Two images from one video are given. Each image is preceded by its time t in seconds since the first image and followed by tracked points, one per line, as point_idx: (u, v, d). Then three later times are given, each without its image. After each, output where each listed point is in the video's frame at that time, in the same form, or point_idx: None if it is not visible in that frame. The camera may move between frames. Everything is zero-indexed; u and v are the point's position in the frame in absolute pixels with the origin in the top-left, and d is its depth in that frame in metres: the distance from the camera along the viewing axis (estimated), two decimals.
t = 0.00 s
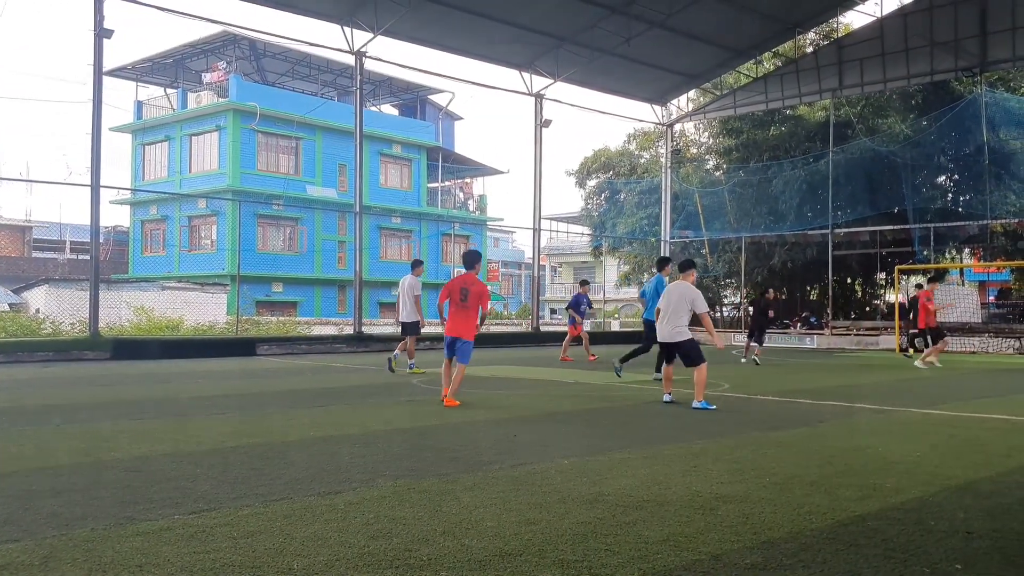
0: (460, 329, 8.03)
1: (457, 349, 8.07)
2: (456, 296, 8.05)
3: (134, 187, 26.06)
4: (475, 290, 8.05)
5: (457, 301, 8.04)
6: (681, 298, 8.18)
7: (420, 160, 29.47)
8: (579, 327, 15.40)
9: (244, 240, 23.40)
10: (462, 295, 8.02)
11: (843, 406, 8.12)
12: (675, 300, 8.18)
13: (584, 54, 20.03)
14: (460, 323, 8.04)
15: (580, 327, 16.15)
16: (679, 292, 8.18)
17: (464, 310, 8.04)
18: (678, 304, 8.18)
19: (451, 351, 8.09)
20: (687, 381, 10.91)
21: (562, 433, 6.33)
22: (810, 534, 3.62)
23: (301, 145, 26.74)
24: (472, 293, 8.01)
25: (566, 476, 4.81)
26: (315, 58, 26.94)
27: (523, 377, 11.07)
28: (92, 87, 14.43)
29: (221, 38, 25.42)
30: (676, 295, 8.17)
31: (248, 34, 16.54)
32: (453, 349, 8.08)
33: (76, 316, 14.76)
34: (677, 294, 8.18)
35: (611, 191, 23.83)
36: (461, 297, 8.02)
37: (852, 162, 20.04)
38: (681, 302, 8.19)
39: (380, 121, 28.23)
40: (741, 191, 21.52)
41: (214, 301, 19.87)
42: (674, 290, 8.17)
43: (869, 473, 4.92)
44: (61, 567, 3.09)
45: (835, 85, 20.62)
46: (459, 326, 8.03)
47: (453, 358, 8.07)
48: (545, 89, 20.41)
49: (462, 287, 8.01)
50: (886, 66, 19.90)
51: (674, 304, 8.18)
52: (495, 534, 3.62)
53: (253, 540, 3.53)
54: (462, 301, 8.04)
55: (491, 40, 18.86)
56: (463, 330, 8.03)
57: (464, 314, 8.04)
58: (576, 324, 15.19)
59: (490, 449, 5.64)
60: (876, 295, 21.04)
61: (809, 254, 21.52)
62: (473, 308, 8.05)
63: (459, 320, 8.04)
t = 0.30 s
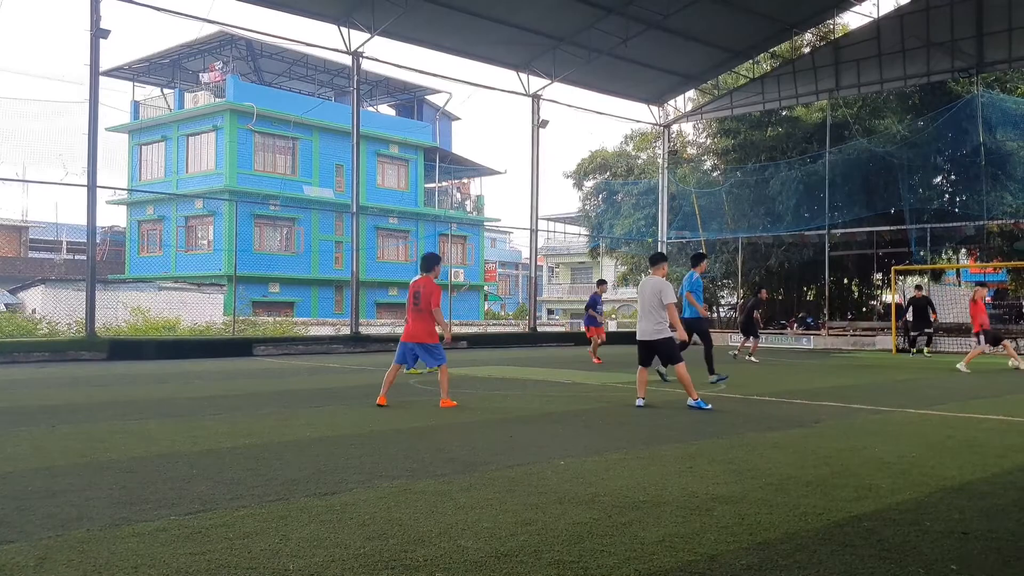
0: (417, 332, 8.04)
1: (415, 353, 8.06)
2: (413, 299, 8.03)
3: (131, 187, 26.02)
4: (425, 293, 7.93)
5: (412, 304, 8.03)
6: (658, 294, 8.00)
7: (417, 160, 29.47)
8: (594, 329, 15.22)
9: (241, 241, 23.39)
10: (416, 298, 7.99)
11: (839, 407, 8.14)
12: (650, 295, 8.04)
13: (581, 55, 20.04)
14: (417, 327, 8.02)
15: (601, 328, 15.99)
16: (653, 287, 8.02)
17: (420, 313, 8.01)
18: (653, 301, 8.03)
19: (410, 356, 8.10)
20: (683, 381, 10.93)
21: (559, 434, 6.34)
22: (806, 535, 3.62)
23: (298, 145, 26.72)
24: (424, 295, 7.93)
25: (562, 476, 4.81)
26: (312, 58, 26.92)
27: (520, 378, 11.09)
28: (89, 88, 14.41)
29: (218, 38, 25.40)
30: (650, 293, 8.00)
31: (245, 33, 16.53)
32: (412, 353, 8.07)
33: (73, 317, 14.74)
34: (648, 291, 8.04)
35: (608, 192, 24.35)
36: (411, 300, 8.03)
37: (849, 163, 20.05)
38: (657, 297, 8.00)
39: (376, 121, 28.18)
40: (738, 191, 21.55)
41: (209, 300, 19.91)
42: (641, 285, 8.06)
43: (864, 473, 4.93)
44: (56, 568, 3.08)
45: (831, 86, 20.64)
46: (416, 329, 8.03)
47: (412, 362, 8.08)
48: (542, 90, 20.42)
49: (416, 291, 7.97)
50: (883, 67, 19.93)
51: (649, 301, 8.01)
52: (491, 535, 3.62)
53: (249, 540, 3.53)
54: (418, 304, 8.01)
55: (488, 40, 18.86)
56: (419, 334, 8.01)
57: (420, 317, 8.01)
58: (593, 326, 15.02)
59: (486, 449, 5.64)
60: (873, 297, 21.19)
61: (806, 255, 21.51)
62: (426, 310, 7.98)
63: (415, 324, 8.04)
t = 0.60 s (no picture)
0: (387, 328, 8.04)
1: (387, 349, 8.04)
2: (378, 297, 8.08)
3: (122, 187, 25.93)
4: (393, 288, 8.04)
5: (379, 301, 8.08)
6: (628, 294, 7.83)
7: (409, 161, 29.45)
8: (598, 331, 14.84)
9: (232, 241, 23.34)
10: (383, 295, 8.05)
11: (831, 407, 8.17)
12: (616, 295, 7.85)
13: (573, 55, 20.04)
14: (386, 323, 8.04)
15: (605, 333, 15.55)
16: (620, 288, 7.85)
17: (388, 309, 8.05)
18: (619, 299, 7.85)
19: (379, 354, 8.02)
20: (676, 381, 10.97)
21: (552, 434, 6.34)
22: (798, 535, 3.63)
23: (290, 145, 26.66)
24: (392, 290, 8.04)
25: (554, 476, 4.81)
26: (304, 58, 26.88)
27: (513, 378, 11.11)
28: (80, 87, 14.35)
29: (210, 38, 25.34)
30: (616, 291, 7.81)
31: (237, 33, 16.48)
32: (383, 351, 8.04)
33: (63, 317, 14.67)
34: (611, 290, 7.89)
35: (600, 192, 24.10)
36: (377, 296, 8.08)
37: (841, 164, 20.13)
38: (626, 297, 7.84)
39: (368, 121, 28.13)
40: (730, 192, 21.58)
41: (200, 301, 19.81)
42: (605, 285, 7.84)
43: (856, 473, 4.93)
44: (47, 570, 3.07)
45: (822, 87, 20.69)
46: (385, 325, 8.03)
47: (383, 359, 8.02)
48: (534, 90, 20.42)
49: (383, 286, 8.03)
50: (874, 67, 19.99)
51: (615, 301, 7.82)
52: (483, 535, 3.62)
53: (240, 541, 3.52)
54: (386, 301, 8.07)
55: (481, 41, 18.86)
56: (390, 329, 8.03)
57: (389, 313, 8.05)
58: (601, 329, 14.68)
59: (479, 450, 5.64)
60: (863, 296, 20.60)
61: (797, 256, 21.50)
62: (395, 305, 8.07)
63: (382, 320, 8.04)
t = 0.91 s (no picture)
0: (373, 327, 8.04)
1: (373, 347, 8.03)
2: (360, 296, 8.07)
3: (113, 187, 25.86)
4: (379, 287, 8.06)
5: (363, 301, 8.07)
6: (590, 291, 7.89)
7: (401, 160, 29.42)
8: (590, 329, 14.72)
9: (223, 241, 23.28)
10: (368, 294, 8.05)
11: (821, 406, 8.20)
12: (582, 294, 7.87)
13: (565, 55, 20.06)
14: (372, 322, 8.05)
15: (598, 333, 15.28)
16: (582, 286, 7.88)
17: (373, 308, 8.05)
18: (582, 296, 7.84)
19: (365, 353, 8.00)
20: (667, 381, 10.99)
21: (544, 434, 6.35)
22: (788, 533, 3.65)
23: (281, 145, 26.61)
24: (377, 288, 8.06)
25: (545, 476, 4.82)
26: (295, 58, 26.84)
27: (505, 378, 11.11)
28: (70, 87, 14.31)
29: (201, 37, 25.29)
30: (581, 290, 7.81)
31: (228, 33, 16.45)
32: (367, 350, 8.03)
33: (53, 317, 14.62)
34: (569, 287, 7.83)
35: (593, 193, 24.86)
36: (361, 296, 8.08)
37: (830, 165, 20.24)
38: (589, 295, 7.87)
39: (359, 121, 28.09)
40: (721, 192, 21.66)
41: (191, 301, 19.82)
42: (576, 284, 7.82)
43: (846, 472, 4.96)
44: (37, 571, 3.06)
45: (812, 88, 20.77)
46: (370, 324, 8.04)
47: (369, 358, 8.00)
48: (526, 90, 20.44)
49: (368, 285, 8.04)
50: (864, 68, 20.09)
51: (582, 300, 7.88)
52: (474, 535, 3.62)
53: (231, 542, 3.52)
54: (370, 300, 8.07)
55: (472, 41, 18.86)
56: (375, 327, 8.04)
57: (374, 312, 8.05)
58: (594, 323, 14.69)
59: (470, 450, 5.64)
60: (853, 296, 20.86)
61: (787, 255, 21.57)
62: (380, 303, 8.09)
63: (366, 320, 8.05)
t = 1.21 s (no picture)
0: (364, 328, 8.03)
1: (366, 348, 8.02)
2: (352, 296, 8.06)
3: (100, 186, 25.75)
4: (370, 288, 8.04)
5: (354, 301, 8.05)
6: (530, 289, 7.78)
7: (390, 160, 29.36)
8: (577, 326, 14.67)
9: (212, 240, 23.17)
10: (360, 295, 8.05)
11: (809, 406, 8.22)
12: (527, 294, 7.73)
13: (554, 55, 20.07)
14: (363, 322, 8.04)
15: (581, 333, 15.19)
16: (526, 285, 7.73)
17: (364, 308, 8.03)
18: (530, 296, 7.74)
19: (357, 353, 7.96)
20: (656, 381, 11.00)
21: (533, 433, 6.33)
22: (777, 533, 3.66)
23: (270, 144, 26.51)
24: (369, 289, 8.04)
25: (534, 476, 4.82)
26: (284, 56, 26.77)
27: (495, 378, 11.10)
28: (58, 85, 14.23)
29: (190, 36, 25.22)
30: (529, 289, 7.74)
31: (217, 31, 16.40)
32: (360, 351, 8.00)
33: (40, 317, 14.53)
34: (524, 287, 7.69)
35: (583, 193, 25.05)
36: (353, 296, 8.07)
37: (818, 165, 20.34)
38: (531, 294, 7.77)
39: (349, 120, 28.04)
40: (710, 193, 21.73)
41: (180, 301, 19.66)
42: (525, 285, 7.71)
43: (834, 472, 4.97)
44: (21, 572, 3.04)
45: (801, 88, 20.83)
46: (360, 325, 8.03)
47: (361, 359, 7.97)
48: (516, 90, 20.43)
49: (360, 286, 8.03)
50: (852, 69, 20.17)
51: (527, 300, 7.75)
52: (464, 534, 3.62)
53: (219, 542, 3.50)
54: (362, 301, 8.05)
55: (462, 41, 18.84)
56: (367, 328, 8.03)
57: (364, 312, 8.03)
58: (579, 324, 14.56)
59: (459, 450, 5.63)
60: (841, 296, 20.77)
61: (776, 255, 21.37)
62: (373, 304, 8.06)
63: (357, 321, 8.04)
